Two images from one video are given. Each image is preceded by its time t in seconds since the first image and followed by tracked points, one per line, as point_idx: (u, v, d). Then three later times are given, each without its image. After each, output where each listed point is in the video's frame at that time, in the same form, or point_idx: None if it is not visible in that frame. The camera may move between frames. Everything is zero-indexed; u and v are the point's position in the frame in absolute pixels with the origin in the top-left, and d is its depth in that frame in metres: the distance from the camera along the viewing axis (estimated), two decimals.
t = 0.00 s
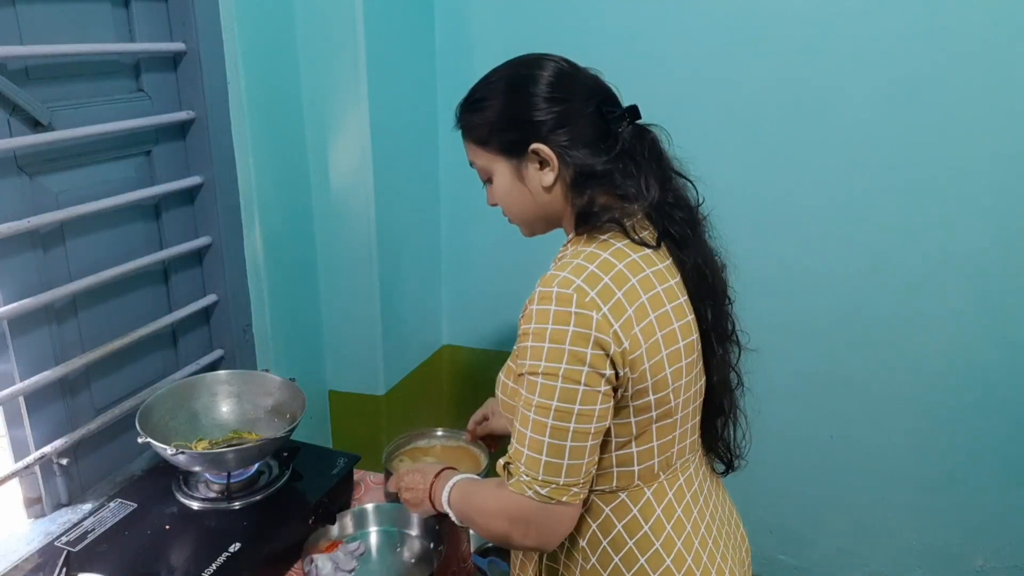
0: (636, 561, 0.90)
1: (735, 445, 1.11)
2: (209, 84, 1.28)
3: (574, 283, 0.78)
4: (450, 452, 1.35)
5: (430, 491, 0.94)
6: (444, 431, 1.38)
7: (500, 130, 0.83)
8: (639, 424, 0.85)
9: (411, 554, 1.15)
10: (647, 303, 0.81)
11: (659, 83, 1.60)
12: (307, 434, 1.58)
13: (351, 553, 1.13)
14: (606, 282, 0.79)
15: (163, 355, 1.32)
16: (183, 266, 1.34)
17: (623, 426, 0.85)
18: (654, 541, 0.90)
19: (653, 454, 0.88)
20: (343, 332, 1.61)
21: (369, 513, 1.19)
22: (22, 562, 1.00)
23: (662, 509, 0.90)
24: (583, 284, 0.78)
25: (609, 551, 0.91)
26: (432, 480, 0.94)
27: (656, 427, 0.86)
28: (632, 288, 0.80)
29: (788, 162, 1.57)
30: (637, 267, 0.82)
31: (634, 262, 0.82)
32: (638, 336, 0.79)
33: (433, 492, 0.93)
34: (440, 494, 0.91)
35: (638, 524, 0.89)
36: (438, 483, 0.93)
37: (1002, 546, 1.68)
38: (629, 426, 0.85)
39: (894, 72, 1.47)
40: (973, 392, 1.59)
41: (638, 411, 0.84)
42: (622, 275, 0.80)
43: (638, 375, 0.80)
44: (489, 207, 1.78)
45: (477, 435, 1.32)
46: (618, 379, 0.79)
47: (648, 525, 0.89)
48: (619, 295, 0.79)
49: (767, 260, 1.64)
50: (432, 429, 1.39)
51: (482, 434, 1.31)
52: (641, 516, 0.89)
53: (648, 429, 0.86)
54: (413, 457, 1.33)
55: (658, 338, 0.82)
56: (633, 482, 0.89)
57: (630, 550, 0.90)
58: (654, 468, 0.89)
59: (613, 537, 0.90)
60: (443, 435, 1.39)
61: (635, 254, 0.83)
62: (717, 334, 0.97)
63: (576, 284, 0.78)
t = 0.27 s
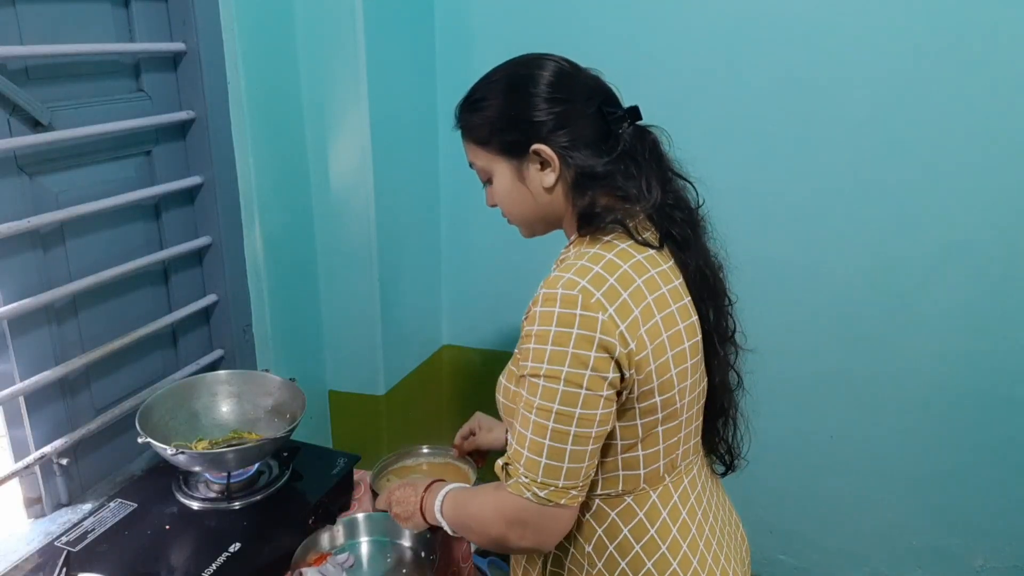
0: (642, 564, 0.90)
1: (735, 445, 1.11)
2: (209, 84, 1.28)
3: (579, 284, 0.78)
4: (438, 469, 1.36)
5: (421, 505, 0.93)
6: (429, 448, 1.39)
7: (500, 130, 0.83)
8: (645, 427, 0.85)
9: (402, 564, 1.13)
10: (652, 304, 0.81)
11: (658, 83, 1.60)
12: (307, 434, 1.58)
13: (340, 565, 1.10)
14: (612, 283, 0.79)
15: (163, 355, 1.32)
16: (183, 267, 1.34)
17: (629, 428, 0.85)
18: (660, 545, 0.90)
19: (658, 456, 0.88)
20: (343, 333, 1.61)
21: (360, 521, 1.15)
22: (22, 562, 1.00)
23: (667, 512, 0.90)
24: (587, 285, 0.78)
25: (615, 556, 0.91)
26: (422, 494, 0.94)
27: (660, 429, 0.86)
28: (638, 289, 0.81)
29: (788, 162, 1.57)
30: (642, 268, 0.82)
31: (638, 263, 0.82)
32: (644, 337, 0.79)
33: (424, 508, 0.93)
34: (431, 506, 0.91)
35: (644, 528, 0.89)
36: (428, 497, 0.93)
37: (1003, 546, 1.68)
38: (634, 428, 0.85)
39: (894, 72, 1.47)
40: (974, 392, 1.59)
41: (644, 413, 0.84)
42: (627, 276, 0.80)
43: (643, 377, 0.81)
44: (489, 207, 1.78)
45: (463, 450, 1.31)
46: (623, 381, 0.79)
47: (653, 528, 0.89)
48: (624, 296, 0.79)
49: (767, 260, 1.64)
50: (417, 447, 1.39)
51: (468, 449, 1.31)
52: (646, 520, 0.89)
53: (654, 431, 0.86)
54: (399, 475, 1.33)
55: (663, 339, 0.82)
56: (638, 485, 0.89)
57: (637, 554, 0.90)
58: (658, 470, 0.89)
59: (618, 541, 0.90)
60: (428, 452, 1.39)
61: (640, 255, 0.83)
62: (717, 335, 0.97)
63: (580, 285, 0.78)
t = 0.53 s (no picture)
0: (637, 564, 0.90)
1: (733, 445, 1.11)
2: (209, 84, 1.28)
3: (586, 288, 0.78)
4: (436, 468, 1.32)
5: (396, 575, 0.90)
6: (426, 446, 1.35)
7: (503, 123, 0.82)
8: (646, 428, 0.84)
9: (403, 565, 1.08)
10: (656, 306, 0.81)
11: (658, 83, 1.60)
12: (307, 434, 1.58)
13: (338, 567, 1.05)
14: (616, 287, 0.79)
15: (163, 355, 1.32)
16: (183, 267, 1.34)
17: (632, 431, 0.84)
18: (656, 545, 0.89)
19: (656, 457, 0.88)
20: (342, 333, 1.61)
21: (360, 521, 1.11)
22: (21, 562, 1.00)
23: (662, 512, 0.90)
24: (594, 289, 0.78)
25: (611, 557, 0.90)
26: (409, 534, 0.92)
27: (660, 430, 0.86)
28: (642, 291, 0.81)
29: (787, 163, 1.57)
30: (645, 270, 0.82)
31: (640, 266, 0.82)
32: (650, 338, 0.79)
33: None
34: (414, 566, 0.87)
35: (640, 528, 0.89)
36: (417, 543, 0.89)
37: (1003, 546, 1.68)
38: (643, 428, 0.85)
39: (894, 73, 1.47)
40: (974, 392, 1.59)
41: (648, 415, 0.83)
42: (631, 279, 0.80)
43: (650, 378, 0.81)
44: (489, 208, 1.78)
45: (460, 449, 1.33)
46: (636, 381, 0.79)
47: (650, 528, 0.89)
48: (630, 298, 0.79)
49: (767, 260, 1.64)
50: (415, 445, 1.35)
51: (465, 449, 1.33)
52: (642, 520, 0.89)
53: (654, 433, 0.86)
54: (398, 475, 1.30)
55: (669, 340, 0.82)
56: (635, 485, 0.88)
57: (633, 554, 0.90)
58: (656, 471, 0.89)
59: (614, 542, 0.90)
60: (425, 452, 1.35)
61: (640, 258, 0.83)
62: (715, 333, 0.97)
63: (588, 289, 0.78)
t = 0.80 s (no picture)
0: (647, 568, 0.91)
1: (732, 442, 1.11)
2: (209, 84, 1.28)
3: (600, 299, 0.77)
4: (429, 468, 1.32)
5: None
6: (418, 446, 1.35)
7: (498, 125, 0.82)
8: (655, 435, 0.84)
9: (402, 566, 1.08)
10: (668, 315, 0.81)
11: (658, 82, 1.60)
12: (307, 434, 1.58)
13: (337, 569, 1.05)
14: (629, 298, 0.78)
15: (163, 355, 1.32)
16: (183, 267, 1.34)
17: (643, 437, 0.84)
18: (664, 548, 0.91)
19: (664, 461, 0.88)
20: (342, 333, 1.60)
21: (358, 523, 1.11)
22: (21, 562, 1.00)
23: (671, 515, 0.91)
24: (608, 300, 0.77)
25: (618, 563, 0.91)
26: None
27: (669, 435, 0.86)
28: (654, 300, 0.80)
29: (788, 162, 1.57)
30: (656, 278, 0.82)
31: (651, 272, 0.82)
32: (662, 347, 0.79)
33: None
34: None
35: (648, 532, 0.90)
36: None
37: (1003, 546, 1.68)
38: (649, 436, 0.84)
39: (894, 73, 1.47)
40: (974, 392, 1.59)
41: (657, 421, 0.83)
42: (643, 288, 0.80)
43: (661, 387, 0.80)
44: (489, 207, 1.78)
45: (450, 447, 1.32)
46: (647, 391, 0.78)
47: (657, 532, 0.90)
48: (643, 308, 0.78)
49: (767, 260, 1.64)
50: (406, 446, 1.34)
51: (457, 446, 1.32)
52: (650, 523, 0.90)
53: (664, 439, 0.86)
54: (390, 477, 1.29)
55: (679, 348, 0.81)
56: (643, 489, 0.89)
57: (641, 558, 0.91)
58: (664, 475, 0.89)
59: (623, 547, 0.91)
60: (417, 452, 1.34)
61: (651, 263, 0.82)
62: (714, 334, 0.97)
63: (602, 300, 0.77)
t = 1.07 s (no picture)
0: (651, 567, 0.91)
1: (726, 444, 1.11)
2: (209, 84, 1.28)
3: (616, 291, 0.77)
4: (426, 470, 1.31)
5: None
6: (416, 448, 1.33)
7: (500, 130, 0.83)
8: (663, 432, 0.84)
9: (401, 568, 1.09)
10: (681, 309, 0.81)
11: (657, 82, 1.60)
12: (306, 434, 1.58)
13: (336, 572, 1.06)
14: (644, 290, 0.78)
15: (163, 355, 1.32)
16: (183, 267, 1.34)
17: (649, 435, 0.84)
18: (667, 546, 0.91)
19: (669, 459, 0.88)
20: (342, 333, 1.60)
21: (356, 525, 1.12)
22: (21, 562, 1.00)
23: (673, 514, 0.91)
24: (623, 292, 0.77)
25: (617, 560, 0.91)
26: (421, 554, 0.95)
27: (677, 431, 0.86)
28: (668, 294, 0.80)
29: (787, 162, 1.57)
30: (668, 272, 0.82)
31: (663, 267, 0.82)
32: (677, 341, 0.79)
33: None
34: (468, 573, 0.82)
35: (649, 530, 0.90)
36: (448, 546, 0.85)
37: (1003, 546, 1.68)
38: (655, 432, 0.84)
39: (893, 73, 1.47)
40: (973, 392, 1.59)
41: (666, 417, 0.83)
42: (657, 281, 0.80)
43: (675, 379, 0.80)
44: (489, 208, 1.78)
45: (450, 447, 1.34)
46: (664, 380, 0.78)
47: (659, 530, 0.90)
48: (658, 301, 0.78)
49: (766, 260, 1.64)
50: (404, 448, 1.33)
51: (455, 445, 1.33)
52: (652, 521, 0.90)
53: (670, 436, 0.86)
54: (387, 479, 1.29)
55: (691, 343, 0.82)
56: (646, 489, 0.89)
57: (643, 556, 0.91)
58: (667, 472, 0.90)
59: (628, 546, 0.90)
60: (415, 453, 1.33)
61: (662, 259, 0.83)
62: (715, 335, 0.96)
63: (618, 292, 0.77)
